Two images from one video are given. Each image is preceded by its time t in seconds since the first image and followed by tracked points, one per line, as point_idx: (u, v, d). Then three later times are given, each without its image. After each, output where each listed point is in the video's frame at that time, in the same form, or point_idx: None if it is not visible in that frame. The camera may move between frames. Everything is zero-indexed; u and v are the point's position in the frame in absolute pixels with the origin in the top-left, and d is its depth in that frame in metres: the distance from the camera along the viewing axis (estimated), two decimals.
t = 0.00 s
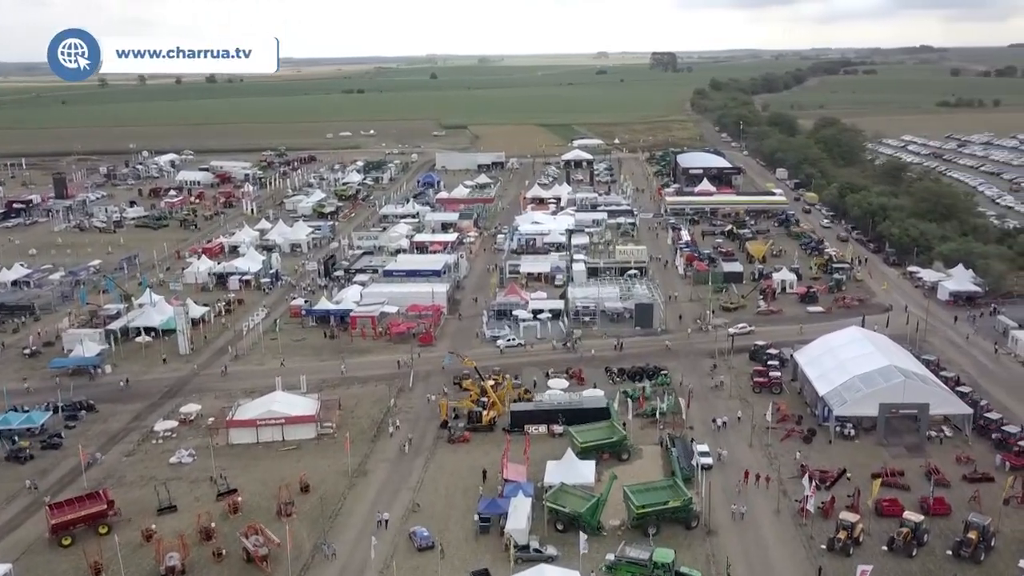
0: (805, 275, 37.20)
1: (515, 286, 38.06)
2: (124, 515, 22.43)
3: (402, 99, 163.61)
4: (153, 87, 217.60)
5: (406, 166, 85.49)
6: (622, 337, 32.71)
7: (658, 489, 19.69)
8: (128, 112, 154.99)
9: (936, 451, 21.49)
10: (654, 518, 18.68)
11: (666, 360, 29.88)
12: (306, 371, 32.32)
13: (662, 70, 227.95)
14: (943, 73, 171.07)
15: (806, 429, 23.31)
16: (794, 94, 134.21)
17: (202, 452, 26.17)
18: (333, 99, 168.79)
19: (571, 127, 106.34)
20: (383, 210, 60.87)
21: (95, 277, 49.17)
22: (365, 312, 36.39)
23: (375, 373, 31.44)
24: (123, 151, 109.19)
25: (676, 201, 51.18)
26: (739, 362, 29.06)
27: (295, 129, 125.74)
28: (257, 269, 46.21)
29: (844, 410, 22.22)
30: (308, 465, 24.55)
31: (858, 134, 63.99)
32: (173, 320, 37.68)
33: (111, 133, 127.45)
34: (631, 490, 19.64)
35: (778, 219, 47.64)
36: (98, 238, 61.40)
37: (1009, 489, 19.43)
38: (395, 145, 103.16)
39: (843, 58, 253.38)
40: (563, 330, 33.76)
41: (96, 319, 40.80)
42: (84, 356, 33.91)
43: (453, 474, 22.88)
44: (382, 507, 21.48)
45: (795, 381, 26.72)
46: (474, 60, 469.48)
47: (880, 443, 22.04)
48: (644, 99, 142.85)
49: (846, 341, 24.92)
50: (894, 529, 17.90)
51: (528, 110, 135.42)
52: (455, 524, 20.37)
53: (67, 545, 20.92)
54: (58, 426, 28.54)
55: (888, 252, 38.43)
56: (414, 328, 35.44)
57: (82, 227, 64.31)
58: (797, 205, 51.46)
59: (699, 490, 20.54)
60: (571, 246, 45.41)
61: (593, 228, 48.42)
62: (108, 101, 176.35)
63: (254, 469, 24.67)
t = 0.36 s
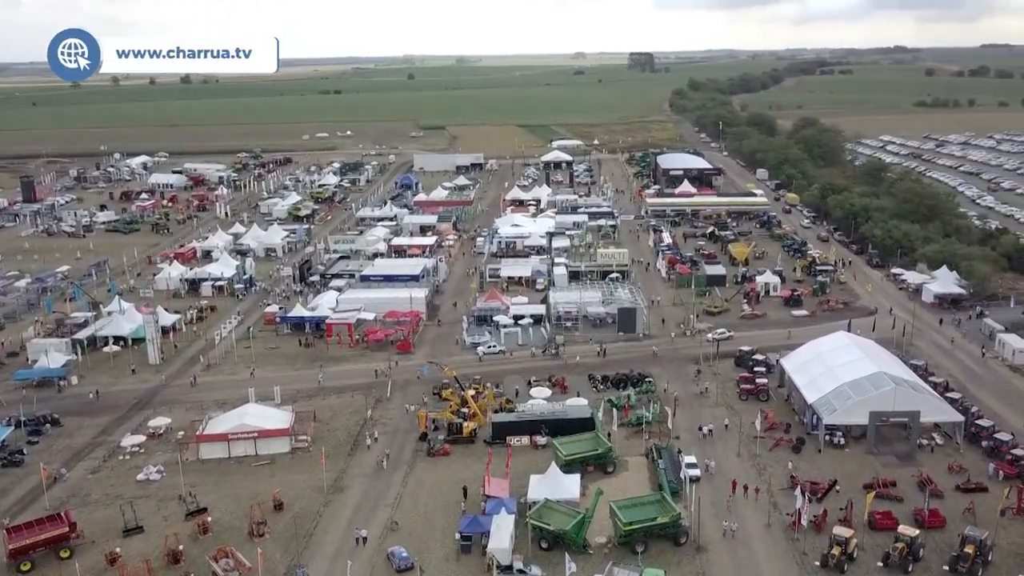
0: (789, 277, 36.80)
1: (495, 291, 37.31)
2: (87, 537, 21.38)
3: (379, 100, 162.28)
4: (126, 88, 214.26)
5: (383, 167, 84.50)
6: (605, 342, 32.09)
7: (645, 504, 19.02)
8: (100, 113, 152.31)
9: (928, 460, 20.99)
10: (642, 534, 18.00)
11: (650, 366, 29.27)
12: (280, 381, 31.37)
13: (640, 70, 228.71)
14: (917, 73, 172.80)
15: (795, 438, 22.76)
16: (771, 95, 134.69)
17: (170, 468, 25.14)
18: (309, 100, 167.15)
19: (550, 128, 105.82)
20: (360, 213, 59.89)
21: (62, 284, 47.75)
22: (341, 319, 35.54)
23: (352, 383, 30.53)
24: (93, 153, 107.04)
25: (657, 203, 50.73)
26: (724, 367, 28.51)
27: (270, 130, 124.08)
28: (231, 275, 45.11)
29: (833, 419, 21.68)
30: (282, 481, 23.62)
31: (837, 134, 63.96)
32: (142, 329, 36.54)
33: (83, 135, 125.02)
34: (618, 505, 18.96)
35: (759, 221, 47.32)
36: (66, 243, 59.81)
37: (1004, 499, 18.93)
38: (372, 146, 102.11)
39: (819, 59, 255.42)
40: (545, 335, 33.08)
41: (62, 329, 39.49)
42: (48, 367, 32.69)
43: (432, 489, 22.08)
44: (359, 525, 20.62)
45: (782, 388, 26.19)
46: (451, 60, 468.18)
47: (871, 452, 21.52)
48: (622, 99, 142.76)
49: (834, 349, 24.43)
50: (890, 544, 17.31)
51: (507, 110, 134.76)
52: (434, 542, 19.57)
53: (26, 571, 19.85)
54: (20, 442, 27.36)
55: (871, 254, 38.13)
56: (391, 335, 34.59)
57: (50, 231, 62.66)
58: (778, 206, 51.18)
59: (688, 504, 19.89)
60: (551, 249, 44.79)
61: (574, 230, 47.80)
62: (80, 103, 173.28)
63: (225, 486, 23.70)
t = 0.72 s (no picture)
0: (769, 280, 36.40)
1: (472, 296, 36.52)
2: (44, 563, 20.25)
3: (353, 100, 160.65)
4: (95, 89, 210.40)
5: (358, 169, 83.30)
6: (585, 348, 31.44)
7: (630, 520, 18.32)
8: (67, 114, 149.17)
9: (917, 468, 20.52)
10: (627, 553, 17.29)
11: (631, 372, 28.64)
12: (251, 392, 30.34)
13: (614, 71, 228.92)
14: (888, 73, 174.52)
15: (781, 447, 22.22)
16: (745, 95, 135.28)
17: (135, 486, 24.04)
18: (282, 100, 165.06)
19: (526, 129, 105.21)
20: (334, 216, 58.77)
21: (25, 292, 46.17)
22: (313, 327, 34.56)
23: (326, 394, 29.56)
24: (59, 156, 104.57)
25: (635, 205, 50.24)
26: (706, 374, 27.95)
27: (242, 132, 122.33)
28: (200, 281, 43.88)
29: (820, 427, 21.14)
30: (252, 499, 22.64)
31: (814, 135, 63.94)
32: (107, 339, 35.27)
33: (49, 137, 122.27)
34: (602, 521, 18.24)
35: (738, 222, 47.00)
36: (30, 248, 58.05)
37: (996, 509, 18.48)
38: (346, 147, 100.76)
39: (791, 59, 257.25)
40: (524, 342, 32.36)
41: (23, 339, 38.03)
42: (7, 381, 31.34)
43: (408, 506, 21.24)
44: (332, 546, 19.72)
45: (766, 395, 25.68)
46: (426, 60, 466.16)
47: (859, 461, 21.01)
48: (598, 99, 142.50)
49: (820, 355, 23.96)
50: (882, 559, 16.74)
51: (482, 111, 133.92)
52: (411, 563, 18.74)
53: None
54: None
55: (851, 256, 37.83)
56: (366, 343, 33.67)
57: (13, 237, 60.80)
58: (756, 207, 50.91)
59: (673, 518, 19.24)
60: (529, 253, 44.10)
61: (552, 233, 47.15)
62: (46, 104, 169.67)
63: (191, 505, 22.67)
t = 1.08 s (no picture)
0: (750, 283, 35.98)
1: (449, 301, 35.69)
2: None
3: (326, 101, 158.93)
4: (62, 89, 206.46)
5: (331, 170, 82.11)
6: (564, 354, 30.75)
7: (615, 537, 17.61)
8: (33, 116, 145.90)
9: (906, 477, 20.05)
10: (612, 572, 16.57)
11: (612, 379, 27.98)
12: (220, 404, 29.28)
13: (589, 71, 229.09)
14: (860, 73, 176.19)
15: (767, 456, 21.67)
16: (720, 95, 135.76)
17: (96, 506, 22.90)
18: (254, 101, 162.84)
19: (502, 129, 104.52)
20: (306, 219, 57.62)
21: None
22: (285, 334, 33.56)
23: (298, 405, 28.57)
24: (24, 159, 102.07)
25: (613, 207, 49.71)
26: (689, 381, 27.37)
27: (213, 133, 120.44)
28: (168, 288, 42.61)
29: (808, 436, 20.58)
30: (220, 519, 21.63)
31: (790, 135, 63.90)
32: (69, 349, 33.90)
33: (14, 139, 119.46)
34: (586, 540, 17.51)
35: (716, 224, 46.64)
36: None
37: (988, 519, 18.02)
38: (319, 148, 99.38)
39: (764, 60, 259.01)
40: (502, 348, 31.62)
41: None
42: None
43: (384, 525, 20.39)
44: (304, 568, 18.81)
45: (751, 403, 25.15)
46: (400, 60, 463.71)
47: (847, 471, 20.50)
48: (573, 100, 142.24)
49: (806, 362, 23.47)
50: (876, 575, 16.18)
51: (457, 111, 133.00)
52: None
53: None
54: None
55: (832, 257, 37.53)
56: (340, 351, 32.73)
57: None
58: (734, 207, 50.59)
59: (659, 534, 18.58)
60: (507, 256, 43.39)
61: (529, 235, 46.45)
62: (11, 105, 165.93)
63: (156, 526, 21.60)
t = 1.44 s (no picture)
0: (730, 286, 35.54)
1: (425, 307, 34.82)
2: None
3: (299, 102, 156.96)
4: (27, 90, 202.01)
5: (304, 173, 80.73)
6: (544, 361, 30.06)
7: (599, 557, 16.92)
8: None
9: (895, 487, 19.60)
10: None
11: (593, 387, 27.34)
12: (188, 418, 28.21)
13: (564, 71, 228.83)
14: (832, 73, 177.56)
15: (753, 467, 21.13)
16: (695, 96, 136.00)
17: (55, 529, 21.76)
18: (225, 102, 160.32)
19: (477, 131, 103.64)
20: (278, 223, 56.35)
21: None
22: (255, 344, 32.53)
23: (268, 418, 27.56)
24: None
25: (590, 209, 49.11)
26: (670, 388, 26.78)
27: (183, 135, 118.18)
28: (134, 296, 41.31)
29: (795, 447, 20.05)
30: (185, 542, 20.63)
31: (766, 135, 63.77)
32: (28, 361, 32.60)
33: None
34: (568, 559, 16.80)
35: (695, 226, 46.25)
36: None
37: (981, 531, 17.56)
38: (291, 150, 97.82)
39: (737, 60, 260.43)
40: (480, 356, 30.85)
41: None
42: None
43: (358, 546, 19.54)
44: None
45: (735, 410, 24.61)
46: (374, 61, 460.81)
47: (835, 481, 20.01)
48: (549, 100, 141.53)
49: (791, 370, 22.96)
50: None
51: (432, 112, 131.81)
52: None
53: None
54: None
55: (811, 259, 37.22)
56: (312, 361, 31.75)
57: None
58: (712, 209, 50.22)
59: (644, 552, 17.92)
60: (483, 260, 42.61)
61: (506, 238, 45.71)
62: None
63: (118, 549, 20.55)
